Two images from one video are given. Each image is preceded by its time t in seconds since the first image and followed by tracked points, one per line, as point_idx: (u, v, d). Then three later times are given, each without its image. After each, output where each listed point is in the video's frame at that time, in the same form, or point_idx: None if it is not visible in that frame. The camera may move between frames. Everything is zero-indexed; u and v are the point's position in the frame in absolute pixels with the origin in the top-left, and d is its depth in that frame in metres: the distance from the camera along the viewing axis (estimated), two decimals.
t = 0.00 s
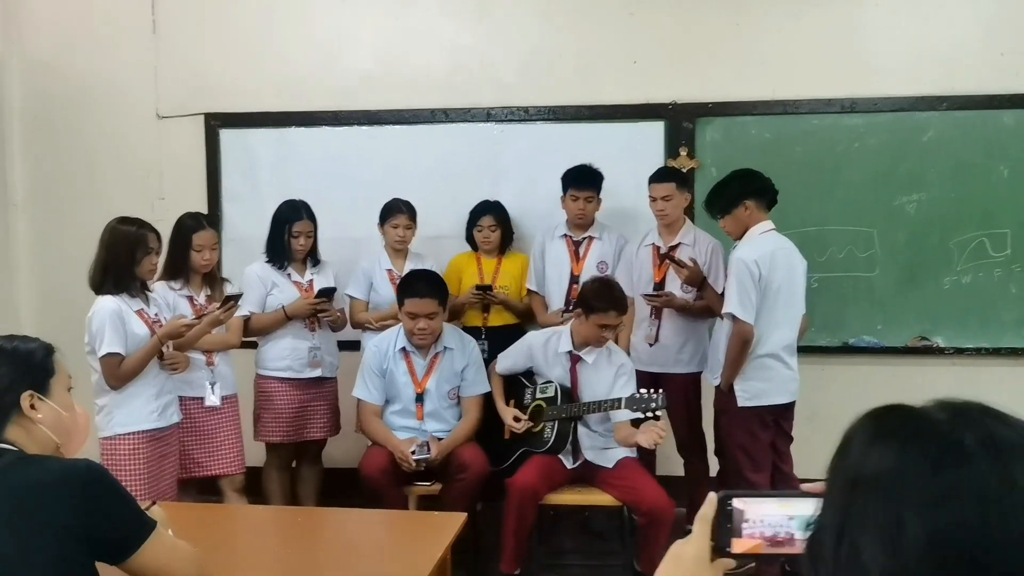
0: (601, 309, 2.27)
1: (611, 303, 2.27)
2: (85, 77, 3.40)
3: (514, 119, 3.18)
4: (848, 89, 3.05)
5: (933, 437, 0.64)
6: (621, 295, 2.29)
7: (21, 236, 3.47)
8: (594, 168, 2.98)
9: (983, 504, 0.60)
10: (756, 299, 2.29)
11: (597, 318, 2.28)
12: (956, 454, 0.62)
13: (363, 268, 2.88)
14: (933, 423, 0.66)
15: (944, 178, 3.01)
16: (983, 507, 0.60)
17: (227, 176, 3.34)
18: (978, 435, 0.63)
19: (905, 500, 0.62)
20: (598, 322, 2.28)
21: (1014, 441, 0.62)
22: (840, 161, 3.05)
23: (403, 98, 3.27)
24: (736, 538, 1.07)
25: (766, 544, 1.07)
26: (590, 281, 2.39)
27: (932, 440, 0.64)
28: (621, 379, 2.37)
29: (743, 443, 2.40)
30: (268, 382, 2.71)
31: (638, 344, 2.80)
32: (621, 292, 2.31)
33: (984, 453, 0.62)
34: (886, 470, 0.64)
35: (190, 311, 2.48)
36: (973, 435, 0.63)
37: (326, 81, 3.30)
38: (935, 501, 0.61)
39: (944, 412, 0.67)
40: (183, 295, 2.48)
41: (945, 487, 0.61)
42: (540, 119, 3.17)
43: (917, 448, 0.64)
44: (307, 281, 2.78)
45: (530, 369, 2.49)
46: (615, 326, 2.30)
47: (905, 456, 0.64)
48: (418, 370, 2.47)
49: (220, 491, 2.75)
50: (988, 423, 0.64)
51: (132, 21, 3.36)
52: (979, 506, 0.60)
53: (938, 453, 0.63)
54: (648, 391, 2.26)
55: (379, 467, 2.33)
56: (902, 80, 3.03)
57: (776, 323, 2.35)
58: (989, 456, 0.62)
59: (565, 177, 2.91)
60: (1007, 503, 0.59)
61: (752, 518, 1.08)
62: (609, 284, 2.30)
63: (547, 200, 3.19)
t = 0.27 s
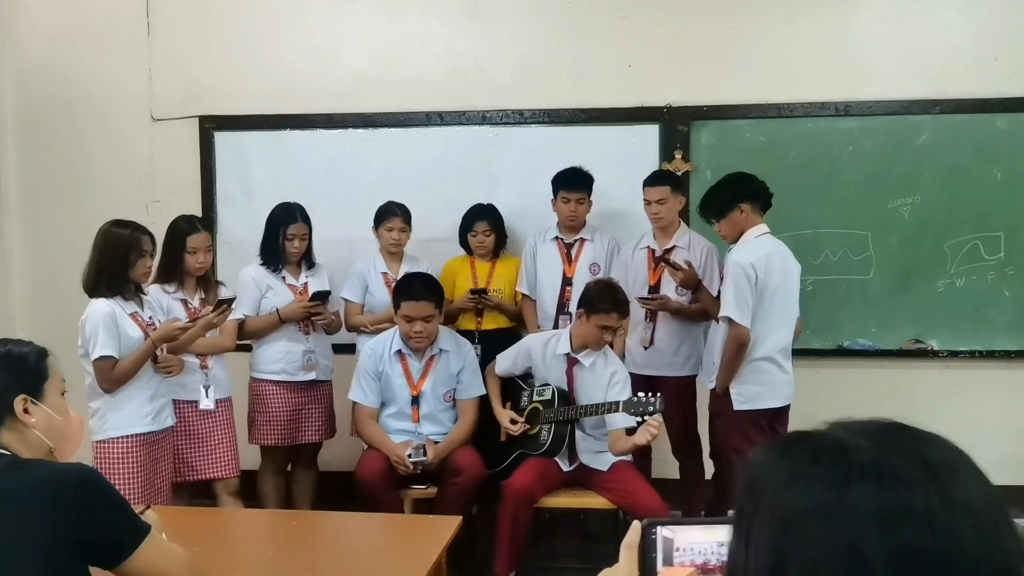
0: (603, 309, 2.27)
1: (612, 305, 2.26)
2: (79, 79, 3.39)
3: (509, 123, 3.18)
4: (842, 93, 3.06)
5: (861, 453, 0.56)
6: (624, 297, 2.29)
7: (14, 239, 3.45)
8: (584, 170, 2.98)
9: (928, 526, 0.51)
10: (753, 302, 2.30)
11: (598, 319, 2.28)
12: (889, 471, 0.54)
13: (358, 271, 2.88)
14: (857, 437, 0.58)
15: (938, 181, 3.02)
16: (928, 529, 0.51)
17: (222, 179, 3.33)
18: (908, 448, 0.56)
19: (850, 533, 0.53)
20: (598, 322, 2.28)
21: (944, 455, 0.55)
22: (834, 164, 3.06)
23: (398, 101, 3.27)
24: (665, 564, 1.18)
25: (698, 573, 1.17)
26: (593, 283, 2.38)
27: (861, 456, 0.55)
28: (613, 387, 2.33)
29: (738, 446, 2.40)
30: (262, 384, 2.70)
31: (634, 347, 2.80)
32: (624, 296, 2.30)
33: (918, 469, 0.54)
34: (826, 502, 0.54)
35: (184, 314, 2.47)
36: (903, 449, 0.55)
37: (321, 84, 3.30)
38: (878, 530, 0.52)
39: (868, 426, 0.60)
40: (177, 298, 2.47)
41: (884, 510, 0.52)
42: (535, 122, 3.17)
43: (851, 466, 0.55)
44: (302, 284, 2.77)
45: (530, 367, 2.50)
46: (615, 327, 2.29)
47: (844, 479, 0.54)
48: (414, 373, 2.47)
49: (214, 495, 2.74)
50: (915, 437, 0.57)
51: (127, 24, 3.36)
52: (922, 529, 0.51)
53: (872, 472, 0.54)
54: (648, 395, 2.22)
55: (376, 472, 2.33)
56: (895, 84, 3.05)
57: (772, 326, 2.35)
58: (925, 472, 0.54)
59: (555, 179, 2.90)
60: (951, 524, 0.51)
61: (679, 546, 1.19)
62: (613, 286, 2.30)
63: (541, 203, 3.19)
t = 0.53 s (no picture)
0: (603, 310, 2.26)
1: (613, 306, 2.26)
2: (79, 81, 3.39)
3: (509, 124, 3.18)
4: (842, 94, 3.07)
5: (766, 472, 0.54)
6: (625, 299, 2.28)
7: (14, 240, 3.45)
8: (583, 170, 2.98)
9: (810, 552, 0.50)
10: (753, 303, 2.30)
11: (598, 320, 2.27)
12: (785, 491, 0.52)
13: (358, 272, 2.88)
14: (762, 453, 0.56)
15: (937, 182, 3.02)
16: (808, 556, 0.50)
17: (222, 180, 3.33)
18: (810, 471, 0.54)
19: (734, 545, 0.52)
20: (598, 324, 2.27)
21: (847, 483, 0.53)
22: (834, 165, 3.06)
23: (398, 102, 3.27)
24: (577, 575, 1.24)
25: None
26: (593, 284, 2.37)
27: (763, 475, 0.54)
28: (609, 390, 2.33)
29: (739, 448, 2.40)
30: (262, 385, 2.71)
31: (634, 348, 2.80)
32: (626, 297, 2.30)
33: (818, 492, 0.52)
34: (719, 515, 0.53)
35: (184, 315, 2.47)
36: (806, 470, 0.54)
37: (321, 85, 3.30)
38: (759, 547, 0.51)
39: (784, 445, 0.57)
40: (176, 299, 2.47)
41: (770, 528, 0.51)
42: (535, 123, 3.17)
43: (752, 482, 0.53)
44: (302, 285, 2.77)
45: (529, 369, 2.51)
46: (617, 329, 2.28)
47: (739, 494, 0.53)
48: (413, 374, 2.46)
49: (215, 496, 2.74)
50: (825, 460, 0.55)
51: (127, 25, 3.36)
52: (802, 553, 0.50)
53: (768, 491, 0.52)
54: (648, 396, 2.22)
55: (376, 473, 2.32)
56: (895, 85, 3.05)
57: (773, 327, 2.35)
58: (822, 496, 0.52)
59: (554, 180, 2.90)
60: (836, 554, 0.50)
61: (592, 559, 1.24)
62: (614, 288, 2.29)
63: (541, 204, 3.19)
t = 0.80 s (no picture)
0: (599, 313, 2.25)
1: (608, 310, 2.25)
2: (77, 82, 3.39)
3: (507, 125, 3.19)
4: (840, 95, 3.07)
5: (691, 480, 0.55)
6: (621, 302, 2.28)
7: (12, 242, 3.45)
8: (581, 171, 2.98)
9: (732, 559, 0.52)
10: (751, 304, 2.30)
11: (593, 324, 2.26)
12: (707, 498, 0.54)
13: (356, 274, 2.88)
14: (687, 462, 0.58)
15: (935, 183, 3.03)
16: (729, 562, 0.51)
17: (221, 182, 3.33)
18: (734, 479, 0.55)
19: (657, 552, 0.53)
20: (593, 328, 2.26)
21: (770, 490, 0.55)
22: (832, 166, 3.06)
23: (397, 104, 3.27)
24: None
25: None
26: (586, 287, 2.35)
27: (686, 483, 0.56)
28: (608, 392, 2.32)
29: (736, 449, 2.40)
30: (259, 387, 2.71)
31: (632, 350, 2.80)
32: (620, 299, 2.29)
33: (744, 503, 0.54)
34: (644, 525, 0.54)
35: (181, 317, 2.46)
36: (730, 480, 0.55)
37: (320, 86, 3.30)
38: (681, 554, 0.52)
39: (712, 456, 0.59)
40: (174, 300, 2.47)
41: (691, 536, 0.53)
42: (533, 124, 3.17)
43: (678, 490, 0.55)
44: (301, 287, 2.77)
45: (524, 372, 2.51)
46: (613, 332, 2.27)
47: (664, 503, 0.55)
48: (401, 378, 2.45)
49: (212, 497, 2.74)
50: (752, 469, 0.57)
51: (126, 27, 3.36)
52: (725, 560, 0.52)
53: (692, 501, 0.54)
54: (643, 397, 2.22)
55: (376, 475, 2.31)
56: (893, 86, 3.05)
57: (771, 329, 2.36)
58: (745, 505, 0.54)
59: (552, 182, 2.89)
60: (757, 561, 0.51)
61: (540, 572, 1.27)
62: (608, 290, 2.27)
63: (538, 205, 3.19)
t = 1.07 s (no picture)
0: (580, 315, 2.26)
1: (589, 312, 2.26)
2: (73, 83, 3.39)
3: (504, 125, 3.19)
4: (836, 96, 3.07)
5: (658, 476, 0.54)
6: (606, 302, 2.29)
7: (8, 243, 3.45)
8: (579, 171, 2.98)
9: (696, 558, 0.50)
10: (748, 304, 2.30)
11: (577, 326, 2.27)
12: (674, 496, 0.53)
13: (354, 274, 2.88)
14: (657, 456, 0.56)
15: (932, 184, 3.03)
16: (694, 560, 0.50)
17: (218, 182, 3.33)
18: (703, 475, 0.54)
19: (620, 551, 0.52)
20: (578, 329, 2.28)
21: (739, 487, 0.53)
22: (828, 167, 3.06)
23: (394, 104, 3.27)
24: None
25: None
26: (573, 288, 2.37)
27: (653, 479, 0.54)
28: (610, 391, 2.34)
29: (734, 449, 2.41)
30: (256, 387, 2.70)
31: (630, 350, 2.80)
32: (605, 299, 2.30)
33: (711, 500, 0.52)
34: (608, 522, 0.53)
35: (179, 317, 2.46)
36: (698, 475, 0.54)
37: (316, 87, 3.30)
38: (644, 552, 0.51)
39: (685, 453, 0.57)
40: (171, 300, 2.46)
41: (655, 535, 0.51)
42: (530, 124, 3.17)
43: (644, 486, 0.54)
44: (297, 287, 2.76)
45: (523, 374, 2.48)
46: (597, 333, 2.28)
47: (630, 500, 0.53)
48: (387, 377, 2.44)
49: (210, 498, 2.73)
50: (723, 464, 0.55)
51: (122, 27, 3.36)
52: (689, 560, 0.50)
53: (659, 497, 0.53)
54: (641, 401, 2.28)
55: (370, 478, 2.33)
56: (890, 87, 3.06)
57: (768, 329, 2.36)
58: (711, 503, 0.52)
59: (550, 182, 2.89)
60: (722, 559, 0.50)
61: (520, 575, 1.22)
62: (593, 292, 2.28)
63: (535, 206, 3.19)
